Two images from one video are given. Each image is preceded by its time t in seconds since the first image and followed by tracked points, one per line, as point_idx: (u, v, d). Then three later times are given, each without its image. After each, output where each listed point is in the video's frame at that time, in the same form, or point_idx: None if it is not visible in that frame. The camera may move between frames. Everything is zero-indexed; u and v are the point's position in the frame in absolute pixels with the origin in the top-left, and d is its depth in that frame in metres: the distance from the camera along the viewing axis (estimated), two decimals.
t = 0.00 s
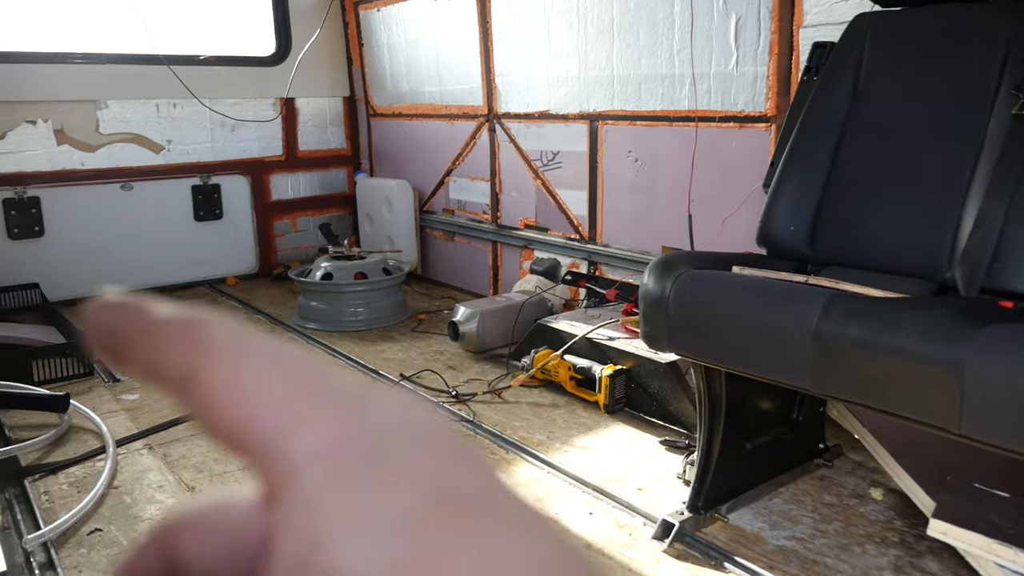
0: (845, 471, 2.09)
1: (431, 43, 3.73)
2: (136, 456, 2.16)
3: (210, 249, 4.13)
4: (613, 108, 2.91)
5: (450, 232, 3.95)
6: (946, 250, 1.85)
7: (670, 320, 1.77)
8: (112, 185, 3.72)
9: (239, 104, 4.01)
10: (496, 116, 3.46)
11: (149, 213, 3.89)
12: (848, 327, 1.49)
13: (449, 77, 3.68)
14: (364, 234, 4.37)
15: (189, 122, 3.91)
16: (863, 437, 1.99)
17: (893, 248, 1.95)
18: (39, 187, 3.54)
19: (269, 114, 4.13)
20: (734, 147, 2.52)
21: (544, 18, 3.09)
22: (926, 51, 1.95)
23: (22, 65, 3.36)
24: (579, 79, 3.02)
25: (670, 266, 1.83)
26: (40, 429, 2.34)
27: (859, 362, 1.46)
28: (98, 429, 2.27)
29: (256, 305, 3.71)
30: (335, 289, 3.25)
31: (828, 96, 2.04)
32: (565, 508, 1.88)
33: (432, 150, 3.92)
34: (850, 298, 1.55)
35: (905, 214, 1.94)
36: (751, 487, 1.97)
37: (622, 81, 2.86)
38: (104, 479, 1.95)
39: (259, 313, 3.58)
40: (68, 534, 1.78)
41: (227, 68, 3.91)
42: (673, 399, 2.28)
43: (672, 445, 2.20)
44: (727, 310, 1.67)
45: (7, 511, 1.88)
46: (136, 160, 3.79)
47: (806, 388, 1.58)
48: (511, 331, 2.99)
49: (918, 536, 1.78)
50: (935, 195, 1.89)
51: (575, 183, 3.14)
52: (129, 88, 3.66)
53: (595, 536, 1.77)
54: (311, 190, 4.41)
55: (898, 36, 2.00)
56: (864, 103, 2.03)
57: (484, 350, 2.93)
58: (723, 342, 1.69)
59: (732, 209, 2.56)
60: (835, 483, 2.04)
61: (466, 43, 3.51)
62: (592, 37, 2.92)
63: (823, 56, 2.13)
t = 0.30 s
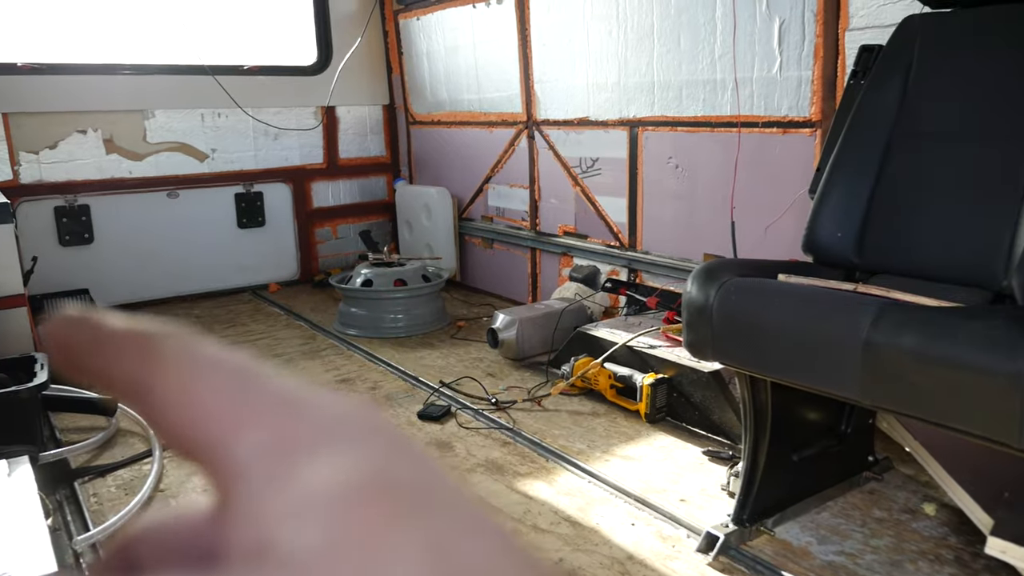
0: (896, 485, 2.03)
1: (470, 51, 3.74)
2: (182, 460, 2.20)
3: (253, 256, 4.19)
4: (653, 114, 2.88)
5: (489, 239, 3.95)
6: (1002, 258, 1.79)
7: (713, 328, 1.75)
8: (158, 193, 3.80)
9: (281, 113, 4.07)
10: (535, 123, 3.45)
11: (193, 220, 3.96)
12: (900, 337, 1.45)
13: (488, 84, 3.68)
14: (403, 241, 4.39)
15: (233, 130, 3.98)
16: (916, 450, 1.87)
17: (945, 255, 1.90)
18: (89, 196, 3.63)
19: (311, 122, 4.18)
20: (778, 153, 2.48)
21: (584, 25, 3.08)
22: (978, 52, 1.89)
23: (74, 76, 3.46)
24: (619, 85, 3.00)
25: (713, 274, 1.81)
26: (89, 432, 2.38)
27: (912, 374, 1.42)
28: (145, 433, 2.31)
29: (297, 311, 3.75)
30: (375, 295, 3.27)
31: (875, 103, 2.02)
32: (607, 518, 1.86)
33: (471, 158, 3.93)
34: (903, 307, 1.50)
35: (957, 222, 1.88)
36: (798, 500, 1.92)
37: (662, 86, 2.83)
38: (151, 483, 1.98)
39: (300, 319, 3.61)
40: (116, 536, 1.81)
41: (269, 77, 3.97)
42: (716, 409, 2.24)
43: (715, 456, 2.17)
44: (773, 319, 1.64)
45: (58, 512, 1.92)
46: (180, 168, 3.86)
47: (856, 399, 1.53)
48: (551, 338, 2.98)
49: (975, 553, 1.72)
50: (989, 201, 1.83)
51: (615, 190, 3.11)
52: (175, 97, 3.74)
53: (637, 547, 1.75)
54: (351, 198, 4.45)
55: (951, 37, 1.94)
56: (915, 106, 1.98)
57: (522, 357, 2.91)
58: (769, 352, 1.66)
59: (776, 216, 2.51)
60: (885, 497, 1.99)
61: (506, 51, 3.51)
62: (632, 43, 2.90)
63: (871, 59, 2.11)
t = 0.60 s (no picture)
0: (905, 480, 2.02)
1: (475, 54, 3.74)
2: (190, 464, 2.20)
3: (261, 260, 4.20)
4: (659, 113, 2.88)
5: (496, 240, 3.95)
6: (1011, 252, 1.78)
7: (720, 326, 1.74)
8: (166, 198, 3.82)
9: (287, 118, 4.08)
10: (541, 124, 3.45)
11: (202, 225, 3.97)
12: (908, 333, 1.43)
13: (493, 85, 3.68)
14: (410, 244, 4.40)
15: (240, 136, 3.99)
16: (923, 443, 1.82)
17: (953, 250, 1.88)
18: (98, 202, 3.66)
19: (317, 126, 4.19)
20: (784, 150, 2.47)
21: (589, 25, 3.08)
22: (985, 45, 1.87)
23: (82, 84, 3.49)
24: (624, 85, 3.00)
25: (719, 272, 1.80)
26: (99, 437, 2.40)
27: (921, 370, 1.41)
28: (154, 437, 2.32)
29: (305, 314, 3.76)
30: (382, 298, 3.27)
31: (881, 97, 2.01)
32: (615, 518, 1.86)
33: (476, 160, 3.94)
34: (911, 303, 1.49)
35: (964, 216, 1.87)
36: (807, 497, 1.91)
37: (667, 85, 2.82)
38: (160, 487, 1.99)
39: (309, 322, 3.62)
40: (126, 541, 1.82)
41: (275, 82, 3.99)
42: (724, 407, 2.23)
43: (723, 455, 2.16)
44: (780, 317, 1.63)
45: (68, 517, 1.93)
46: (188, 174, 3.88)
47: (865, 396, 1.52)
48: (558, 338, 2.97)
49: (986, 549, 1.71)
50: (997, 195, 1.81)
51: (621, 190, 3.10)
52: (183, 103, 3.76)
53: (646, 546, 1.74)
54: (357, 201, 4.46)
55: (957, 31, 1.92)
56: (921, 101, 1.97)
57: (529, 357, 2.91)
58: (776, 350, 1.65)
59: (782, 214, 2.50)
60: (895, 494, 1.97)
61: (511, 52, 3.51)
62: (637, 42, 2.90)
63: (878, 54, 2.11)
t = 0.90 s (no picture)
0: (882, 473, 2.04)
1: (459, 48, 3.74)
2: (171, 459, 2.19)
3: (243, 254, 4.18)
4: (642, 109, 2.89)
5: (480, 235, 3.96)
6: (987, 247, 1.80)
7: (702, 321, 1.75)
8: (147, 191, 3.79)
9: (270, 111, 4.06)
10: (525, 119, 3.45)
11: (183, 219, 3.95)
12: (886, 328, 1.45)
13: (478, 80, 3.68)
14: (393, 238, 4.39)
15: (222, 129, 3.97)
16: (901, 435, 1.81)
17: (931, 245, 1.91)
18: (77, 195, 3.62)
19: (300, 119, 4.17)
20: (767, 146, 2.48)
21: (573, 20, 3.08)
22: (963, 43, 1.89)
23: (60, 75, 3.44)
24: (608, 80, 3.01)
25: (702, 266, 1.82)
26: (78, 431, 2.38)
27: (898, 364, 1.43)
28: (134, 432, 2.30)
29: (288, 309, 3.75)
30: (366, 292, 3.26)
31: (861, 94, 2.02)
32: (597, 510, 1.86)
33: (461, 154, 3.93)
34: (889, 298, 1.51)
35: (942, 213, 1.90)
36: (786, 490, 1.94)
37: (651, 81, 2.83)
38: (140, 482, 1.98)
39: (292, 317, 3.61)
40: (106, 536, 1.80)
41: (258, 75, 3.96)
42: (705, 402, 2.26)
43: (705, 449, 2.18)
44: (761, 312, 1.64)
45: (47, 512, 1.91)
46: (169, 167, 3.84)
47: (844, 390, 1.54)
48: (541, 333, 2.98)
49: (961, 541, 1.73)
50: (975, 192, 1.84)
51: (605, 185, 3.11)
52: (164, 96, 3.73)
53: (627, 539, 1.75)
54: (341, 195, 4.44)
55: (936, 28, 1.94)
56: (901, 98, 1.98)
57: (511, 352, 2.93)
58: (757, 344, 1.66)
59: (763, 210, 2.53)
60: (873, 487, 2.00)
61: (495, 46, 3.51)
62: (620, 38, 2.91)
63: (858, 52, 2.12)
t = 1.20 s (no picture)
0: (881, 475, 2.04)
1: (457, 51, 3.74)
2: (170, 462, 2.19)
3: (241, 258, 4.17)
4: (640, 111, 2.89)
5: (477, 238, 3.96)
6: (984, 249, 1.80)
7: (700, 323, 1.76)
8: (146, 194, 3.79)
9: (268, 114, 4.06)
10: (522, 121, 3.46)
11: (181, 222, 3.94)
12: (883, 329, 1.46)
13: (476, 82, 3.68)
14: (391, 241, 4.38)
15: (220, 132, 3.97)
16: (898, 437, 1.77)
17: (927, 247, 1.91)
18: (76, 199, 3.62)
19: (298, 122, 4.17)
20: (764, 148, 2.49)
21: (570, 22, 3.09)
22: (959, 46, 1.90)
23: (58, 78, 3.44)
24: (605, 82, 3.01)
25: (699, 269, 1.83)
26: (76, 435, 2.37)
27: (894, 366, 1.43)
28: (132, 435, 2.30)
29: (286, 312, 3.74)
30: (364, 295, 3.26)
31: (858, 96, 2.02)
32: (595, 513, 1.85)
33: (459, 157, 3.93)
34: (886, 299, 1.52)
35: (939, 215, 1.90)
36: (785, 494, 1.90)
37: (648, 83, 2.84)
38: (138, 486, 1.98)
39: (290, 320, 3.61)
40: (104, 540, 1.80)
41: (256, 78, 3.97)
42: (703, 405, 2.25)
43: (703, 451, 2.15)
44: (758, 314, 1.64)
45: (45, 516, 1.91)
46: (167, 170, 3.84)
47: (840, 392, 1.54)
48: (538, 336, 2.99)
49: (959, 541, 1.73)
50: (971, 193, 1.84)
51: (603, 187, 3.11)
52: (162, 100, 3.73)
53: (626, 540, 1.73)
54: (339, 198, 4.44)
55: (932, 32, 1.95)
56: (897, 101, 1.99)
57: (510, 355, 2.93)
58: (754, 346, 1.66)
59: (762, 211, 2.53)
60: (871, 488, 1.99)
61: (492, 49, 3.51)
62: (618, 41, 2.91)
63: (854, 54, 2.12)
